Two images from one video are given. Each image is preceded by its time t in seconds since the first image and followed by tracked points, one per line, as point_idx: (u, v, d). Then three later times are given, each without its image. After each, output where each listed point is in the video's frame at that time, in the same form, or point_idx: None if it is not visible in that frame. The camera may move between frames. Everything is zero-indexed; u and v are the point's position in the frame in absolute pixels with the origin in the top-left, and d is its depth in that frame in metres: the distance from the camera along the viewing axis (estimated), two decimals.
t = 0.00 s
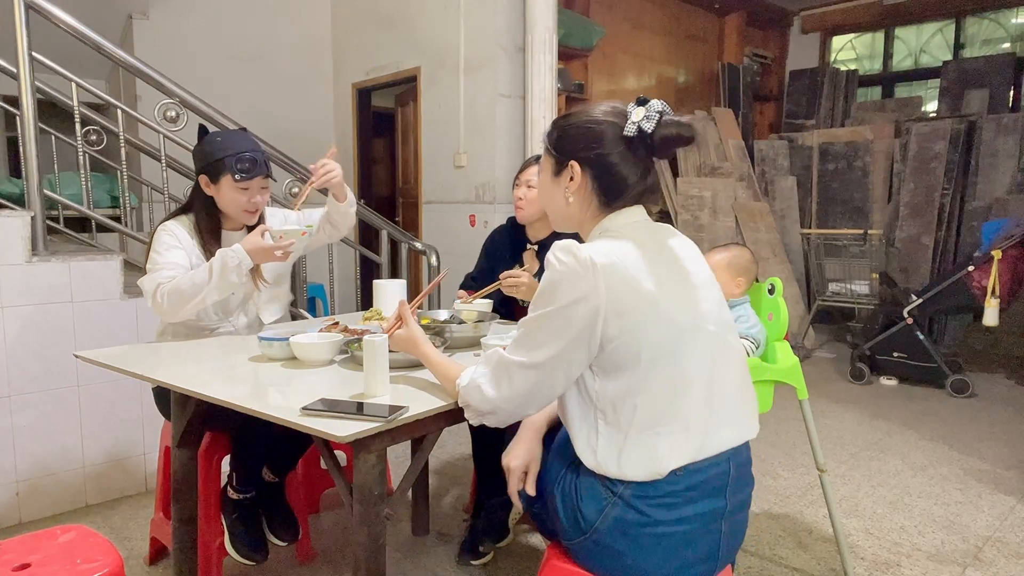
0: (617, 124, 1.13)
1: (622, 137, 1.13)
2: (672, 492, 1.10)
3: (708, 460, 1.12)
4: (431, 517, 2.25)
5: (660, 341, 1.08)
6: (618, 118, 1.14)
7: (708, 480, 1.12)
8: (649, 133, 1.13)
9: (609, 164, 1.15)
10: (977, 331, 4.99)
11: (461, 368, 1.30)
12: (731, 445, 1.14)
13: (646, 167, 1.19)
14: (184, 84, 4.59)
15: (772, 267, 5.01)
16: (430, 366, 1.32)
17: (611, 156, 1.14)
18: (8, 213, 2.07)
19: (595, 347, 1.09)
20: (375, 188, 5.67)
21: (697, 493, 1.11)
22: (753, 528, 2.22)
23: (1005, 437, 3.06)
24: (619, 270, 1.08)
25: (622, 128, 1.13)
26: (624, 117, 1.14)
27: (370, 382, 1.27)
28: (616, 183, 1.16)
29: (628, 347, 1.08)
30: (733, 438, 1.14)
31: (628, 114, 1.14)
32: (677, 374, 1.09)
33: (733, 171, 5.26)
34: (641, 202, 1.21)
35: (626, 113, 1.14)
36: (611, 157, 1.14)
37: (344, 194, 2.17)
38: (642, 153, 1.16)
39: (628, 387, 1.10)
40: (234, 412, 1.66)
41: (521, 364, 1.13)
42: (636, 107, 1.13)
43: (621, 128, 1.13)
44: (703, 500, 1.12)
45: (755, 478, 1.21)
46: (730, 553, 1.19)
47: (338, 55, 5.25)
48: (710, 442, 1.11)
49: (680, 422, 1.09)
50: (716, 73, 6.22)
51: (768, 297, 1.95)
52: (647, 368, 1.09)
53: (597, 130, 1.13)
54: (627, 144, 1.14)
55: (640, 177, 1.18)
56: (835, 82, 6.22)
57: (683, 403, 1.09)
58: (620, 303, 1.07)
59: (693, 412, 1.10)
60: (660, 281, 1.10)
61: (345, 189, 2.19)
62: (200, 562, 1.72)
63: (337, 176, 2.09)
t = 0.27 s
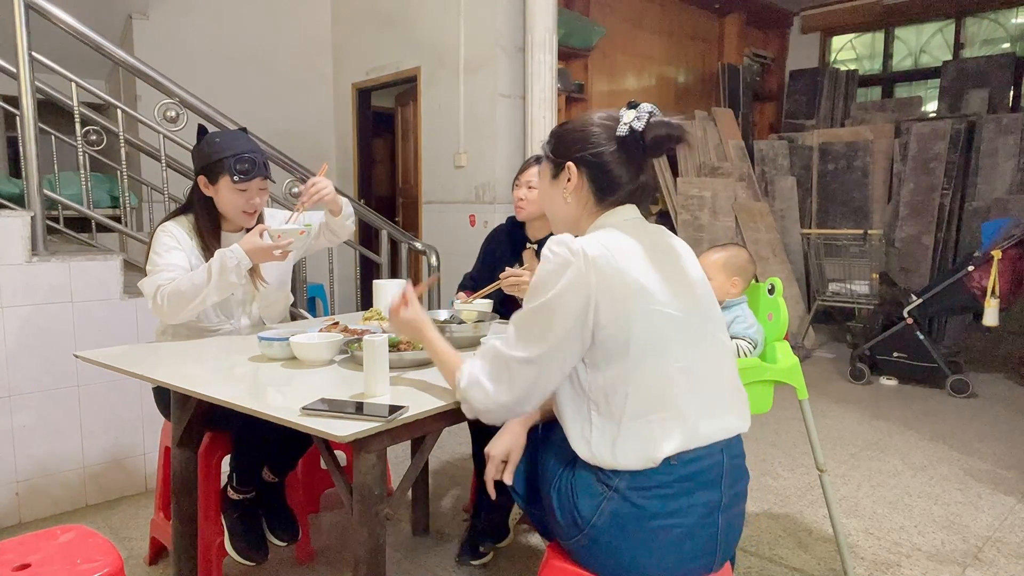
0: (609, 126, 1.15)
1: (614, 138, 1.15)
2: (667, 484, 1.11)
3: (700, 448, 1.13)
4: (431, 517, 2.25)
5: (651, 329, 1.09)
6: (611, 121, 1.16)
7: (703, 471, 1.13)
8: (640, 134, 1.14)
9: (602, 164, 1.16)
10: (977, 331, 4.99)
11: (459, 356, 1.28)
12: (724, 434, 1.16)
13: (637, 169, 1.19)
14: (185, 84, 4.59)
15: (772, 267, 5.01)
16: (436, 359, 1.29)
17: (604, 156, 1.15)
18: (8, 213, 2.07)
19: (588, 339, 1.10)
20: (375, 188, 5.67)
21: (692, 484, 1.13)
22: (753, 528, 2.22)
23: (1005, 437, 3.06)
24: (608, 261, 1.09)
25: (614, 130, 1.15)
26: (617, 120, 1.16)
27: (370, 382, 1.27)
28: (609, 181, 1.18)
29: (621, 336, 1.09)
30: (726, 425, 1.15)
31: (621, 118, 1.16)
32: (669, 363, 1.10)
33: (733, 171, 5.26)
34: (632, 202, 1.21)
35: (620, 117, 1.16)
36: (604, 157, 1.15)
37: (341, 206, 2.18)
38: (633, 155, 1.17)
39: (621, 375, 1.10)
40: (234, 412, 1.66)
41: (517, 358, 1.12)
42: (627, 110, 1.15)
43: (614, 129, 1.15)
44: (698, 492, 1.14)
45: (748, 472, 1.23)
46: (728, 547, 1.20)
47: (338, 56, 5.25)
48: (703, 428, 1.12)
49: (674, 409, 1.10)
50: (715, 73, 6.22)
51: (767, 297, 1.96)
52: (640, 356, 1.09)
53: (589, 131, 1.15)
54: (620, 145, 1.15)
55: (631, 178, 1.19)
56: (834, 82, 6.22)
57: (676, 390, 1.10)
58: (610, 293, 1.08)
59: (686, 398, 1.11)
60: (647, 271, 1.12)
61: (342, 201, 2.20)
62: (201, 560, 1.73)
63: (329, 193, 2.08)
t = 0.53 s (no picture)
0: (608, 131, 1.22)
1: (613, 141, 1.22)
2: (663, 477, 1.15)
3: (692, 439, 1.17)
4: (431, 516, 2.25)
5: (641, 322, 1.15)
6: (609, 127, 1.23)
7: (697, 465, 1.17)
8: (638, 137, 1.21)
9: (601, 166, 1.22)
10: (977, 331, 4.99)
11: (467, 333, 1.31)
12: (715, 428, 1.20)
13: (636, 170, 1.26)
14: (184, 84, 4.59)
15: (772, 267, 5.01)
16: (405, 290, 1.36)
17: (603, 158, 1.22)
18: (8, 213, 2.07)
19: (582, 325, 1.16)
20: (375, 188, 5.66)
21: (688, 479, 1.16)
22: (753, 528, 2.22)
23: (1005, 437, 3.06)
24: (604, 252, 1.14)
25: (613, 134, 1.22)
26: (614, 125, 1.23)
27: (369, 382, 1.27)
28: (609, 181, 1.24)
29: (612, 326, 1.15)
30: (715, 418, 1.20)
31: (618, 124, 1.23)
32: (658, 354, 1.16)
33: (733, 171, 5.24)
34: (631, 200, 1.27)
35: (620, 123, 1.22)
36: (604, 159, 1.22)
37: (342, 211, 2.17)
38: (631, 158, 1.24)
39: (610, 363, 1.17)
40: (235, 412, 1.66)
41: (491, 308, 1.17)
42: (624, 116, 1.22)
43: (612, 134, 1.22)
44: (694, 486, 1.17)
45: (746, 468, 1.25)
46: (728, 543, 1.21)
47: (338, 56, 5.25)
48: (689, 420, 1.17)
49: (660, 400, 1.16)
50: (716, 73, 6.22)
51: (767, 297, 1.97)
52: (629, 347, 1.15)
53: (589, 137, 1.22)
54: (618, 149, 1.22)
55: (629, 178, 1.26)
56: (834, 82, 6.21)
57: (663, 381, 1.16)
58: (602, 283, 1.14)
59: (674, 390, 1.16)
60: (638, 264, 1.17)
61: (343, 208, 2.19)
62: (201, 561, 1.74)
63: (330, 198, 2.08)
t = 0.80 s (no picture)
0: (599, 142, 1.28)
1: (603, 152, 1.28)
2: (656, 473, 1.16)
3: (682, 432, 1.18)
4: (430, 516, 2.25)
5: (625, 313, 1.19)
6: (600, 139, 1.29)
7: (689, 460, 1.18)
8: (626, 149, 1.27)
9: (591, 177, 1.28)
10: (977, 331, 4.99)
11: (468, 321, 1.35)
12: (703, 422, 1.21)
13: (625, 179, 1.31)
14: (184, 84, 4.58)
15: (772, 267, 5.01)
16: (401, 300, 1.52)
17: (594, 168, 1.28)
18: (8, 213, 2.07)
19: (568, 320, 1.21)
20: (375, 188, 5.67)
21: (681, 475, 1.17)
22: (753, 528, 2.21)
23: (1005, 437, 3.06)
24: (584, 250, 1.21)
25: (604, 146, 1.28)
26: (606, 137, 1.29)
27: (369, 383, 1.27)
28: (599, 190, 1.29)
29: (597, 318, 1.19)
30: (702, 411, 1.21)
31: (610, 136, 1.29)
32: (642, 345, 1.19)
33: (733, 172, 5.22)
34: (621, 208, 1.32)
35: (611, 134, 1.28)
36: (594, 169, 1.28)
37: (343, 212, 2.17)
38: (620, 168, 1.30)
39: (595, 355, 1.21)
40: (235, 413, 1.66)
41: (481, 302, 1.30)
42: (615, 129, 1.28)
43: (603, 146, 1.28)
44: (688, 482, 1.18)
45: (741, 465, 1.26)
46: (726, 541, 1.21)
47: (338, 55, 5.25)
48: (675, 411, 1.19)
49: (645, 389, 1.18)
50: (716, 73, 6.22)
51: (768, 297, 1.95)
52: (614, 338, 1.19)
53: (580, 148, 1.28)
54: (608, 159, 1.28)
55: (618, 188, 1.31)
56: (835, 82, 6.22)
57: (648, 371, 1.18)
58: (584, 274, 1.20)
59: (658, 380, 1.19)
60: (621, 261, 1.22)
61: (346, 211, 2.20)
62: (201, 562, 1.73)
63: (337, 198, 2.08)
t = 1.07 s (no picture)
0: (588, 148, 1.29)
1: (592, 158, 1.29)
2: (653, 470, 1.17)
3: (679, 427, 1.18)
4: (430, 516, 2.25)
5: (620, 309, 1.19)
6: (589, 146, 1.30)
7: (686, 456, 1.18)
8: (615, 154, 1.28)
9: (581, 182, 1.29)
10: (977, 330, 4.99)
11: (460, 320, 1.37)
12: (701, 417, 1.21)
13: (616, 184, 1.31)
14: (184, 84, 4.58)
15: (772, 266, 5.01)
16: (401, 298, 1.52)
17: (583, 173, 1.28)
18: (8, 213, 2.07)
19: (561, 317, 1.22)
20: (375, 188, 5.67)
21: (679, 472, 1.17)
22: (753, 528, 2.21)
23: (1005, 437, 3.06)
24: (575, 249, 1.21)
25: (592, 152, 1.29)
26: (594, 144, 1.30)
27: (369, 382, 1.27)
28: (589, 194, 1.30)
29: (592, 315, 1.19)
30: (698, 405, 1.21)
31: (598, 143, 1.30)
32: (639, 341, 1.19)
33: (733, 171, 5.23)
34: (613, 212, 1.31)
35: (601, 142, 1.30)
36: (584, 174, 1.28)
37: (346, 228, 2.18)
38: (610, 173, 1.30)
39: (590, 353, 1.20)
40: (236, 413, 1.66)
41: (477, 302, 1.30)
42: (603, 136, 1.30)
43: (592, 152, 1.29)
44: (686, 479, 1.18)
45: (739, 462, 1.26)
46: (725, 538, 1.21)
47: (338, 55, 5.25)
48: (672, 406, 1.19)
49: (642, 385, 1.18)
50: (715, 73, 6.22)
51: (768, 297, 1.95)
52: (609, 335, 1.19)
53: (570, 154, 1.29)
54: (597, 164, 1.29)
55: (609, 192, 1.31)
56: (835, 82, 6.22)
57: (644, 367, 1.18)
58: (578, 272, 1.20)
59: (655, 375, 1.19)
60: (614, 259, 1.22)
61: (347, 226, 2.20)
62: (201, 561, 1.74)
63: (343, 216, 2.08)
